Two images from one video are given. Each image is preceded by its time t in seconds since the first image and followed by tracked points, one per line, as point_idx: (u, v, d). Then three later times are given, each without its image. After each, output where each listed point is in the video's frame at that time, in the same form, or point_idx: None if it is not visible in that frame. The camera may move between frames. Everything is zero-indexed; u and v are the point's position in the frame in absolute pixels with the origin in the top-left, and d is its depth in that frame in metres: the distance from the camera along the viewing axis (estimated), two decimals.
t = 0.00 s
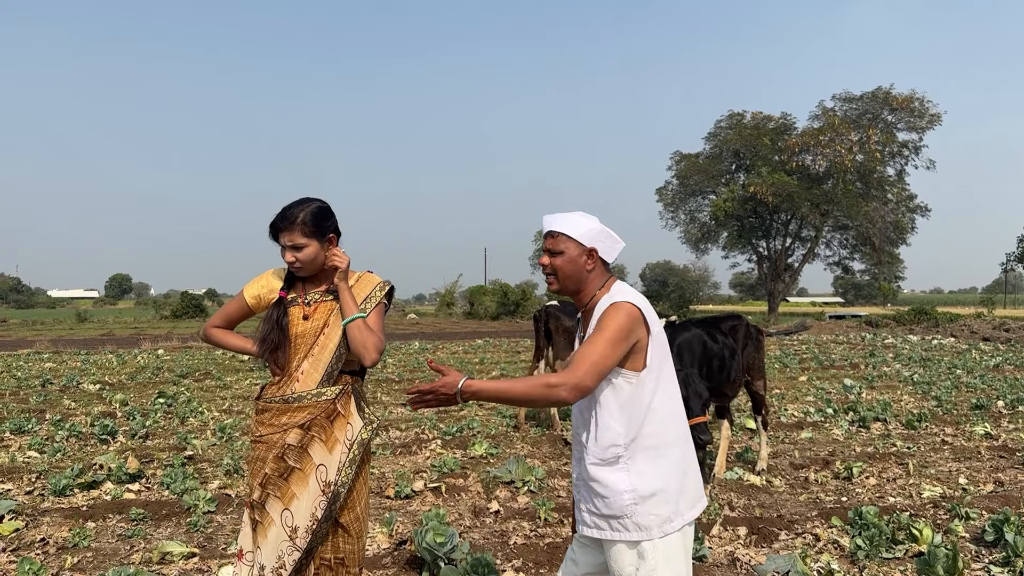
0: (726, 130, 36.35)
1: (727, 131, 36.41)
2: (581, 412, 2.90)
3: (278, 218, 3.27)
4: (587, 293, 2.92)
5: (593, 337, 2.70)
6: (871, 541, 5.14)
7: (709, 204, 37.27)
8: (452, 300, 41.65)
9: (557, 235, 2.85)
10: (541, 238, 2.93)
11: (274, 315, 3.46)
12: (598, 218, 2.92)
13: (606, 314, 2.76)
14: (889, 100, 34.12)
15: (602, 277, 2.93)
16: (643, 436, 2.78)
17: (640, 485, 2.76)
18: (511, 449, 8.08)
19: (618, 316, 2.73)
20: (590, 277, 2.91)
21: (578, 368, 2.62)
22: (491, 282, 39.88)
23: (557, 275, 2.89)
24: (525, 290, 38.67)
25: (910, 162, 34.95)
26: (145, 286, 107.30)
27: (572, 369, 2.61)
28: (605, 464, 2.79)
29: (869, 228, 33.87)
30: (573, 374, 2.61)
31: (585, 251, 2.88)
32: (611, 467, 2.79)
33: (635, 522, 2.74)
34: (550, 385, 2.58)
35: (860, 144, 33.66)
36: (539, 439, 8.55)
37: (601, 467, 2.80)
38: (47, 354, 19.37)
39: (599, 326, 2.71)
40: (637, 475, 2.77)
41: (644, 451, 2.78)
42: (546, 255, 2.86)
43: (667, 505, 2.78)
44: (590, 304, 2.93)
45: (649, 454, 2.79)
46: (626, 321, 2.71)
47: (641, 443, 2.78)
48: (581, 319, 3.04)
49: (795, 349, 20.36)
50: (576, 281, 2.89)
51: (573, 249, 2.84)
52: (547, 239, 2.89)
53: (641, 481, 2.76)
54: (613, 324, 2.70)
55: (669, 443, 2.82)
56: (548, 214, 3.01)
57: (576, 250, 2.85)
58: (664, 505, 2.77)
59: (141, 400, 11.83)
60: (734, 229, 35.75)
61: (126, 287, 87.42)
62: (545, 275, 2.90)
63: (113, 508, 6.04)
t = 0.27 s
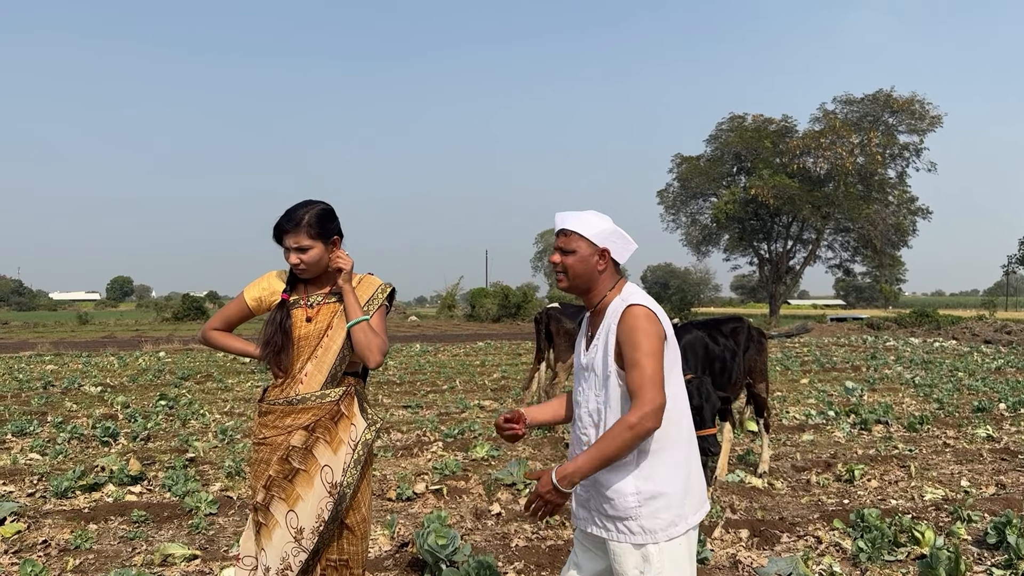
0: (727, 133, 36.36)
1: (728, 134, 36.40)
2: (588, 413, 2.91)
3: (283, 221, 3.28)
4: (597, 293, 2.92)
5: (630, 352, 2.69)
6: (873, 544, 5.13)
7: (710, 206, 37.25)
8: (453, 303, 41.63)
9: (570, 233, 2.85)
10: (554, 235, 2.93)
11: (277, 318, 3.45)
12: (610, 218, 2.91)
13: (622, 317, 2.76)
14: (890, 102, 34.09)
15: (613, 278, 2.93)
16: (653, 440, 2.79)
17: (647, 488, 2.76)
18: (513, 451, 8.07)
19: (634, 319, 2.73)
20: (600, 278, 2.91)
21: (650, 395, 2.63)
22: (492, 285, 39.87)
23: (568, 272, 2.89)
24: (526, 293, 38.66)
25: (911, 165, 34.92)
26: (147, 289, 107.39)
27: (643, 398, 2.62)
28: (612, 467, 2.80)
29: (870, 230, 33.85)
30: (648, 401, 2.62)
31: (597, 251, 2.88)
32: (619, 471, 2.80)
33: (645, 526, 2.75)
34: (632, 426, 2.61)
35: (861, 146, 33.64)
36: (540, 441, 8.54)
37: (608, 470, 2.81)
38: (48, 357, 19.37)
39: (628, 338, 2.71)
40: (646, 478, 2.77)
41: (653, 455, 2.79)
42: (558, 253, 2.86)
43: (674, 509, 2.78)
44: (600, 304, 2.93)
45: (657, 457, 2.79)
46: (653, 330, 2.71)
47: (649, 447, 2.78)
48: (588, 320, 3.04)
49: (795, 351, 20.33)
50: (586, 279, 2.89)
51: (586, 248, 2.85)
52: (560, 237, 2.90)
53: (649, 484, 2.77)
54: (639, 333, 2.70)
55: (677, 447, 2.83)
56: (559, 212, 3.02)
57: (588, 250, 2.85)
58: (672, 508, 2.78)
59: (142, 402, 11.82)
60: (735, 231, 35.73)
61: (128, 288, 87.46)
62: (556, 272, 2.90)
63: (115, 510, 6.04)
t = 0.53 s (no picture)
0: (727, 134, 36.37)
1: (728, 135, 36.41)
2: (607, 413, 2.86)
3: (286, 223, 3.28)
4: (620, 291, 2.92)
5: (680, 352, 2.70)
6: (873, 545, 5.13)
7: (710, 207, 37.27)
8: (453, 303, 41.64)
9: (607, 219, 2.86)
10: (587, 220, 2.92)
11: (279, 320, 3.45)
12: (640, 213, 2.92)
13: (657, 316, 2.76)
14: (890, 103, 34.09)
15: (635, 277, 2.93)
16: (677, 442, 2.80)
17: (670, 489, 2.77)
18: (514, 452, 8.07)
19: (667, 318, 2.75)
20: (623, 274, 2.91)
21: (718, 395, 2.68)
22: (492, 285, 39.89)
23: (592, 263, 2.87)
24: (527, 294, 38.67)
25: (912, 166, 34.93)
26: (147, 290, 107.48)
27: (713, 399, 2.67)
28: (635, 468, 2.77)
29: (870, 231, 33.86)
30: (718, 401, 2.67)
31: (625, 245, 2.87)
32: (642, 471, 2.77)
33: (670, 528, 2.74)
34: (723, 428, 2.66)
35: (861, 147, 33.65)
36: (541, 442, 8.54)
37: (631, 472, 2.78)
38: (49, 358, 19.38)
39: (672, 338, 2.72)
40: (668, 479, 2.77)
41: (675, 456, 2.79)
42: (589, 235, 2.85)
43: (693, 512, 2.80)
44: (621, 301, 2.93)
45: (680, 458, 2.80)
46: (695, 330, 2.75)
47: (673, 448, 2.79)
48: (604, 316, 3.02)
49: (796, 352, 20.31)
50: (609, 270, 2.88)
51: (616, 238, 2.84)
52: (594, 221, 2.89)
53: (670, 486, 2.77)
54: (682, 332, 2.72)
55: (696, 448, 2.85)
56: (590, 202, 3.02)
57: (618, 244, 2.85)
58: (691, 510, 2.80)
59: (143, 403, 11.83)
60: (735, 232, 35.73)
61: (129, 289, 87.53)
62: (579, 254, 2.88)
63: (116, 511, 6.05)
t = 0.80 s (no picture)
0: (727, 134, 36.39)
1: (728, 136, 36.43)
2: (618, 410, 2.84)
3: (287, 222, 3.28)
4: (631, 288, 2.93)
5: (705, 346, 2.76)
6: (873, 545, 5.13)
7: (710, 208, 37.29)
8: (453, 304, 41.66)
9: (620, 216, 2.89)
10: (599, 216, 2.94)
11: (278, 319, 3.46)
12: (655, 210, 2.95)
13: (676, 313, 2.79)
14: (890, 104, 34.11)
15: (645, 274, 2.95)
16: (690, 437, 2.83)
17: (683, 485, 2.79)
18: (514, 452, 8.08)
19: (686, 317, 2.79)
20: (635, 271, 2.92)
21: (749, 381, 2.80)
22: (492, 286, 39.90)
23: (604, 258, 2.88)
24: (527, 294, 38.69)
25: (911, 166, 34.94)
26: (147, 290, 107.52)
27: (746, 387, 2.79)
28: (650, 466, 2.77)
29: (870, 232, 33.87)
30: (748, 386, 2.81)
31: (638, 242, 2.89)
32: (655, 469, 2.77)
33: (685, 525, 2.76)
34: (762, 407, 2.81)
35: (861, 148, 33.66)
36: (541, 442, 8.54)
37: (646, 469, 2.77)
38: (49, 358, 19.40)
39: (693, 332, 2.77)
40: (682, 475, 2.79)
41: (687, 452, 2.82)
42: (603, 231, 2.87)
43: (703, 507, 2.83)
44: (633, 299, 2.93)
45: (691, 454, 2.83)
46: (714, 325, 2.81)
47: (685, 444, 2.81)
48: (610, 314, 3.01)
49: (795, 353, 20.31)
50: (621, 267, 2.89)
51: (629, 234, 2.86)
52: (607, 218, 2.92)
53: (684, 482, 2.79)
54: (703, 328, 2.77)
55: (704, 443, 2.89)
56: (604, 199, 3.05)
57: (632, 240, 2.87)
58: (702, 506, 2.82)
59: (143, 403, 11.83)
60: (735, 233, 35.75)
61: (129, 290, 87.58)
62: (591, 252, 2.90)
63: (116, 511, 6.05)
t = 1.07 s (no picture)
0: (727, 134, 36.38)
1: (728, 135, 36.42)
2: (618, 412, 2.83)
3: (294, 221, 3.25)
4: (628, 290, 2.91)
5: (701, 352, 2.80)
6: (872, 545, 5.13)
7: (709, 208, 37.27)
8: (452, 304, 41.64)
9: (605, 223, 2.83)
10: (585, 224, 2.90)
11: (277, 319, 3.43)
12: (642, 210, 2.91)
13: (674, 317, 2.78)
14: (889, 104, 34.11)
15: (639, 275, 2.93)
16: (690, 437, 2.83)
17: (685, 484, 2.79)
18: (514, 452, 8.07)
19: (683, 319, 2.79)
20: (630, 274, 2.90)
21: (732, 386, 2.91)
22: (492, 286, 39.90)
23: (596, 265, 2.85)
24: (526, 294, 38.67)
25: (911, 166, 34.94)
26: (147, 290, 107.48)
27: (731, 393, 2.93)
28: (651, 467, 2.76)
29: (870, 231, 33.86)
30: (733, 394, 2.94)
31: (629, 246, 2.86)
32: (656, 469, 2.77)
33: (686, 523, 2.76)
34: (729, 415, 3.00)
35: (861, 147, 33.64)
36: (541, 442, 8.54)
37: (647, 470, 2.77)
38: (48, 358, 19.38)
39: (693, 337, 2.78)
40: (682, 476, 2.79)
41: (688, 452, 2.82)
42: (590, 242, 2.83)
43: (704, 505, 2.83)
44: (629, 302, 2.92)
45: (691, 453, 2.83)
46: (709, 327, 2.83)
47: (685, 443, 2.82)
48: (606, 317, 2.99)
49: (795, 352, 20.29)
50: (615, 273, 2.86)
51: (618, 240, 2.82)
52: (592, 226, 2.87)
53: (685, 482, 2.79)
54: (700, 332, 2.79)
55: (703, 442, 2.90)
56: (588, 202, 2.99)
57: (621, 245, 2.82)
58: (703, 504, 2.83)
59: (142, 403, 11.81)
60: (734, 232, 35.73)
61: (129, 289, 87.49)
62: (583, 263, 2.86)
63: (115, 511, 6.04)
